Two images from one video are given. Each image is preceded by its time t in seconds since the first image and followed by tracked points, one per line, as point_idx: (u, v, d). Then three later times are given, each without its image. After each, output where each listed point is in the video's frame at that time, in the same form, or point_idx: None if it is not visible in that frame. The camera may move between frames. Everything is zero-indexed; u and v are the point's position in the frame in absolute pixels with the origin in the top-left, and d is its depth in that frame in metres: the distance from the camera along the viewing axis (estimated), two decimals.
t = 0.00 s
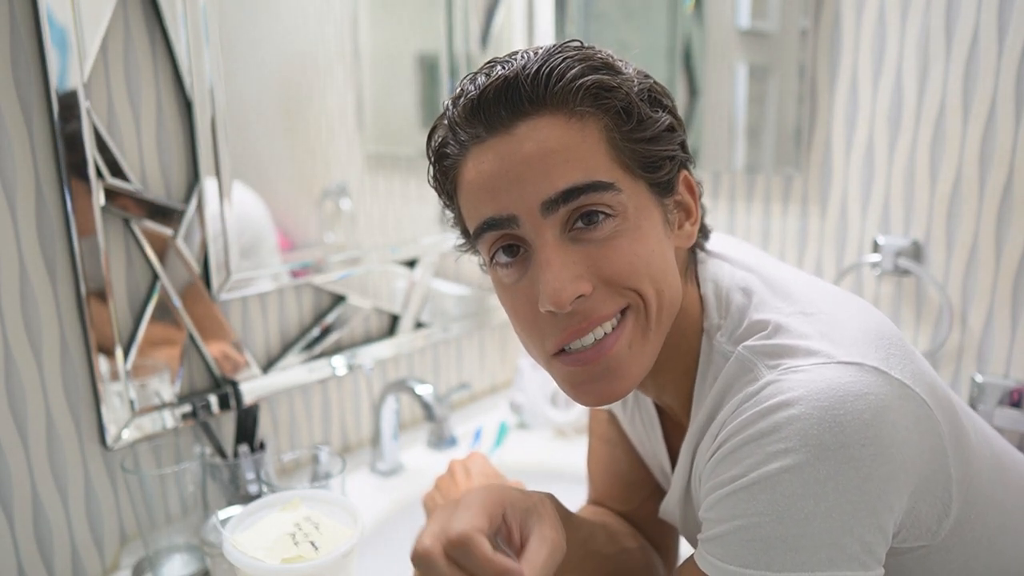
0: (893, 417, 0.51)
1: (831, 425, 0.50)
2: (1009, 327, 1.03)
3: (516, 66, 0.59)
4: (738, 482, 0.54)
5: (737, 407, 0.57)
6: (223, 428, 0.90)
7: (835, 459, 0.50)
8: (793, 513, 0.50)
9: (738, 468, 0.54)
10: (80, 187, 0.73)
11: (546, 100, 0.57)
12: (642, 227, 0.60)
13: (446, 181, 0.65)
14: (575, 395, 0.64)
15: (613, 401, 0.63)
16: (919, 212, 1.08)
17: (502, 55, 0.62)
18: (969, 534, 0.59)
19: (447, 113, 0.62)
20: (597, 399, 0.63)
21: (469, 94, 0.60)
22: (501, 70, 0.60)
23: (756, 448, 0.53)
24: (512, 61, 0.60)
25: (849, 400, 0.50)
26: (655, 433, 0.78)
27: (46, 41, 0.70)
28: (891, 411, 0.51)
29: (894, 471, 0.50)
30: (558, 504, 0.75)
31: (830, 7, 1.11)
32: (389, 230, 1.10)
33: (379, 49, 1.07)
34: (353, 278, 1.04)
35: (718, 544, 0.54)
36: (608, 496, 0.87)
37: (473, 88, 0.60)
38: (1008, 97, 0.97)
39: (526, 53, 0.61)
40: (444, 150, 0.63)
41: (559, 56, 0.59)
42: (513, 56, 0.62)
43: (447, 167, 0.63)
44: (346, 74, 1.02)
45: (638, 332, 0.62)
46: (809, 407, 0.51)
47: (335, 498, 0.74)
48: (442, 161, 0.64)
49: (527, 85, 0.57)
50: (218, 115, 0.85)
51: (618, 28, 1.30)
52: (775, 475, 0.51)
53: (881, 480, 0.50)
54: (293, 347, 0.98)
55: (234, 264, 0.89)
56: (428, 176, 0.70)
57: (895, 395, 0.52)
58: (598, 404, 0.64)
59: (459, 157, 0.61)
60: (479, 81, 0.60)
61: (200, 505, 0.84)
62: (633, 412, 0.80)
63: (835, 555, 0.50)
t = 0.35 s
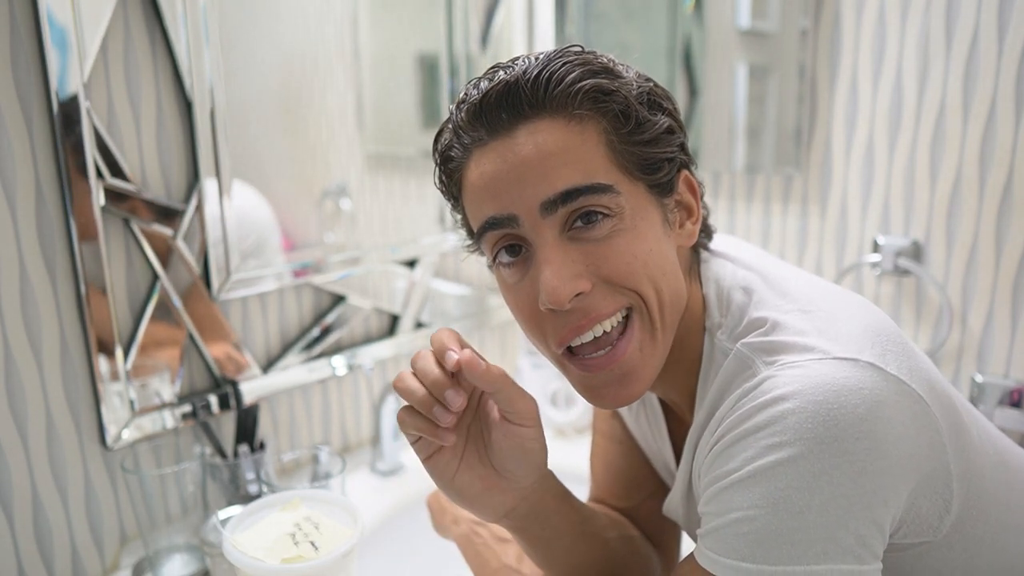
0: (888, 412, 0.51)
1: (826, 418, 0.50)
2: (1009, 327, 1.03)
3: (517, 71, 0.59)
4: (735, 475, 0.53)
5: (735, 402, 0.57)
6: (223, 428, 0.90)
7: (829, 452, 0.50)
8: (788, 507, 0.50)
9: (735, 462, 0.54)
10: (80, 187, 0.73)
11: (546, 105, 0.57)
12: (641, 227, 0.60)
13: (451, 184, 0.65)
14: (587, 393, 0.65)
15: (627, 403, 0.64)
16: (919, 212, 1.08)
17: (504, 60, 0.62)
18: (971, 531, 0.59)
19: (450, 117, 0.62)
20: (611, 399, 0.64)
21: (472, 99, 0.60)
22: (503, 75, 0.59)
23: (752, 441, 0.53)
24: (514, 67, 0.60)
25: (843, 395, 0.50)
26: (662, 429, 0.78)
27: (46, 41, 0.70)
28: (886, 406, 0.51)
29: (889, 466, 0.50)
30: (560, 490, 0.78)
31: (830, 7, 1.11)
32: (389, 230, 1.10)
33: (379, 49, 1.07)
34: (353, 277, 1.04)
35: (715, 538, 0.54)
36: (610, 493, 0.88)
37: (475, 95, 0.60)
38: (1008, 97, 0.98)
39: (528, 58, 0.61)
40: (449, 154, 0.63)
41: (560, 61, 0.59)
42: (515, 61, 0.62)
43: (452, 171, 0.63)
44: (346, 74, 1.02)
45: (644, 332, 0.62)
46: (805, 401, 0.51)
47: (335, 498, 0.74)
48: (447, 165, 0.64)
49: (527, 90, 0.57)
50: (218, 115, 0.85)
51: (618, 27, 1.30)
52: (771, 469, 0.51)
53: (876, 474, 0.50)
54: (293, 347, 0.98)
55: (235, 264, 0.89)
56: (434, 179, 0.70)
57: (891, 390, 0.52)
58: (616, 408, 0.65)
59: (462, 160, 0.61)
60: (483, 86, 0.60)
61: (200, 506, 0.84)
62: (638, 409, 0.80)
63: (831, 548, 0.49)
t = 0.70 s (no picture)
0: (891, 412, 0.51)
1: (828, 419, 0.50)
2: (1009, 326, 1.03)
3: (519, 73, 0.59)
4: (737, 475, 0.54)
5: (738, 402, 0.57)
6: (223, 428, 0.90)
7: (832, 452, 0.50)
8: (790, 505, 0.50)
9: (737, 462, 0.54)
10: (80, 187, 0.73)
11: (548, 106, 0.57)
12: (642, 228, 0.60)
13: (454, 186, 0.65)
14: (580, 393, 0.64)
15: (615, 400, 0.64)
16: (919, 212, 1.08)
17: (505, 63, 0.62)
18: (973, 531, 0.60)
19: (452, 120, 0.62)
20: (602, 397, 0.63)
21: (474, 101, 0.60)
22: (504, 77, 0.60)
23: (755, 441, 0.53)
24: (516, 69, 0.60)
25: (846, 395, 0.50)
26: (663, 429, 0.78)
27: (46, 41, 0.70)
28: (889, 406, 0.51)
29: (892, 467, 0.50)
30: (552, 492, 0.76)
31: (830, 7, 1.11)
32: (389, 230, 1.10)
33: (379, 49, 1.07)
34: (353, 277, 1.04)
35: (717, 538, 0.54)
36: (611, 494, 0.87)
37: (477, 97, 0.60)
38: (1009, 97, 0.98)
39: (529, 60, 0.61)
40: (451, 156, 0.63)
41: (561, 64, 0.59)
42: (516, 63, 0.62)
43: (454, 173, 0.63)
44: (345, 74, 1.02)
45: (637, 334, 0.61)
46: (807, 401, 0.51)
47: (334, 498, 0.74)
48: (449, 167, 0.64)
49: (529, 91, 0.57)
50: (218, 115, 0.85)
51: (619, 27, 1.30)
52: (773, 469, 0.51)
53: (878, 474, 0.50)
54: (293, 347, 0.98)
55: (234, 264, 0.89)
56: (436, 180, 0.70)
57: (893, 391, 0.52)
58: (603, 404, 0.64)
59: (465, 162, 0.61)
60: (485, 88, 0.60)
61: (200, 506, 0.84)
62: (640, 408, 0.80)
63: (834, 549, 0.49)
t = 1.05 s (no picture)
0: (887, 414, 0.51)
1: (824, 421, 0.50)
2: (1009, 327, 1.03)
3: (516, 65, 0.59)
4: (733, 478, 0.53)
5: (733, 403, 0.57)
6: (223, 428, 0.91)
7: (829, 455, 0.50)
8: (787, 509, 0.50)
9: (733, 465, 0.54)
10: (80, 187, 0.73)
11: (544, 98, 0.57)
12: (639, 226, 0.60)
13: (448, 179, 0.65)
14: (568, 392, 0.64)
15: (603, 398, 0.62)
16: (919, 212, 1.08)
17: (503, 54, 0.63)
18: (965, 533, 0.59)
19: (448, 111, 0.62)
20: (588, 396, 0.63)
21: (468, 93, 0.60)
22: (500, 68, 0.60)
23: (751, 443, 0.53)
24: (512, 60, 0.60)
25: (842, 397, 0.50)
26: (656, 431, 0.78)
27: (46, 41, 0.70)
28: (885, 408, 0.51)
29: (888, 470, 0.50)
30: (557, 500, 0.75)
31: (830, 7, 1.11)
32: (389, 230, 1.10)
33: (380, 49, 1.07)
34: (353, 277, 1.04)
35: (713, 542, 0.54)
36: (609, 495, 0.88)
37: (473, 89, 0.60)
38: (1009, 96, 0.98)
39: (526, 52, 0.61)
40: (446, 148, 0.63)
41: (559, 56, 0.59)
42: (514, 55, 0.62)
43: (448, 165, 0.63)
44: (346, 74, 1.02)
45: (627, 335, 0.60)
46: (803, 402, 0.51)
47: (334, 498, 0.74)
48: (443, 159, 0.64)
49: (525, 84, 0.57)
50: (218, 114, 0.85)
51: (619, 27, 1.30)
52: (769, 471, 0.51)
53: (875, 477, 0.50)
54: (293, 347, 0.98)
55: (234, 264, 0.89)
56: (431, 174, 0.70)
57: (889, 392, 0.52)
58: (589, 401, 0.63)
59: (459, 155, 0.61)
60: (480, 79, 0.60)
61: (200, 505, 0.84)
62: (633, 410, 0.80)
63: (830, 553, 0.49)
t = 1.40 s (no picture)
0: (890, 421, 0.50)
1: (829, 431, 0.50)
2: (1009, 327, 1.03)
3: (507, 58, 0.59)
4: (736, 487, 0.53)
5: (732, 410, 0.57)
6: (223, 428, 0.91)
7: (833, 465, 0.49)
8: (791, 520, 0.50)
9: (736, 474, 0.54)
10: (80, 187, 0.73)
11: (536, 95, 0.57)
12: (634, 226, 0.60)
13: (434, 176, 0.65)
14: (560, 396, 0.64)
15: (596, 409, 0.63)
16: (919, 212, 1.08)
17: (494, 48, 0.63)
18: (961, 537, 0.59)
19: (435, 105, 0.62)
20: (583, 401, 0.63)
21: (456, 87, 0.60)
22: (490, 62, 0.60)
23: (754, 452, 0.53)
24: (503, 54, 0.60)
25: (846, 405, 0.50)
26: (641, 436, 0.78)
27: (46, 41, 0.70)
28: (887, 414, 0.51)
29: (892, 478, 0.50)
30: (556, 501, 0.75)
31: (830, 7, 1.11)
32: (389, 230, 1.10)
33: (380, 49, 1.07)
34: (353, 278, 1.04)
35: (717, 551, 0.54)
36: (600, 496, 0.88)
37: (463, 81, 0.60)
38: (1009, 96, 0.98)
39: (517, 46, 0.61)
40: (431, 144, 0.63)
41: (551, 50, 0.59)
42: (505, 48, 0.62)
43: (434, 162, 0.63)
44: (346, 75, 1.02)
45: (626, 339, 0.61)
46: (806, 410, 0.51)
47: (335, 498, 0.74)
48: (429, 156, 0.64)
49: (516, 78, 0.57)
50: (218, 115, 0.85)
51: (619, 27, 1.30)
52: (773, 481, 0.51)
53: (879, 486, 0.50)
54: (293, 347, 0.98)
55: (234, 263, 0.89)
56: (416, 171, 0.70)
57: (891, 398, 0.51)
58: (582, 411, 0.64)
59: (447, 152, 0.61)
60: (468, 74, 0.60)
61: (200, 505, 0.84)
62: (619, 416, 0.80)
63: (833, 563, 0.50)
